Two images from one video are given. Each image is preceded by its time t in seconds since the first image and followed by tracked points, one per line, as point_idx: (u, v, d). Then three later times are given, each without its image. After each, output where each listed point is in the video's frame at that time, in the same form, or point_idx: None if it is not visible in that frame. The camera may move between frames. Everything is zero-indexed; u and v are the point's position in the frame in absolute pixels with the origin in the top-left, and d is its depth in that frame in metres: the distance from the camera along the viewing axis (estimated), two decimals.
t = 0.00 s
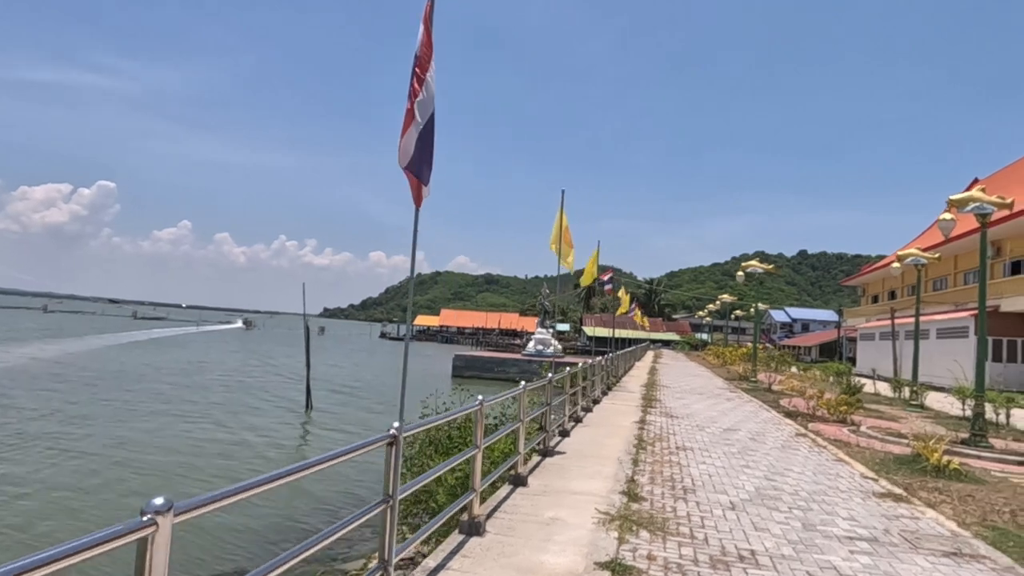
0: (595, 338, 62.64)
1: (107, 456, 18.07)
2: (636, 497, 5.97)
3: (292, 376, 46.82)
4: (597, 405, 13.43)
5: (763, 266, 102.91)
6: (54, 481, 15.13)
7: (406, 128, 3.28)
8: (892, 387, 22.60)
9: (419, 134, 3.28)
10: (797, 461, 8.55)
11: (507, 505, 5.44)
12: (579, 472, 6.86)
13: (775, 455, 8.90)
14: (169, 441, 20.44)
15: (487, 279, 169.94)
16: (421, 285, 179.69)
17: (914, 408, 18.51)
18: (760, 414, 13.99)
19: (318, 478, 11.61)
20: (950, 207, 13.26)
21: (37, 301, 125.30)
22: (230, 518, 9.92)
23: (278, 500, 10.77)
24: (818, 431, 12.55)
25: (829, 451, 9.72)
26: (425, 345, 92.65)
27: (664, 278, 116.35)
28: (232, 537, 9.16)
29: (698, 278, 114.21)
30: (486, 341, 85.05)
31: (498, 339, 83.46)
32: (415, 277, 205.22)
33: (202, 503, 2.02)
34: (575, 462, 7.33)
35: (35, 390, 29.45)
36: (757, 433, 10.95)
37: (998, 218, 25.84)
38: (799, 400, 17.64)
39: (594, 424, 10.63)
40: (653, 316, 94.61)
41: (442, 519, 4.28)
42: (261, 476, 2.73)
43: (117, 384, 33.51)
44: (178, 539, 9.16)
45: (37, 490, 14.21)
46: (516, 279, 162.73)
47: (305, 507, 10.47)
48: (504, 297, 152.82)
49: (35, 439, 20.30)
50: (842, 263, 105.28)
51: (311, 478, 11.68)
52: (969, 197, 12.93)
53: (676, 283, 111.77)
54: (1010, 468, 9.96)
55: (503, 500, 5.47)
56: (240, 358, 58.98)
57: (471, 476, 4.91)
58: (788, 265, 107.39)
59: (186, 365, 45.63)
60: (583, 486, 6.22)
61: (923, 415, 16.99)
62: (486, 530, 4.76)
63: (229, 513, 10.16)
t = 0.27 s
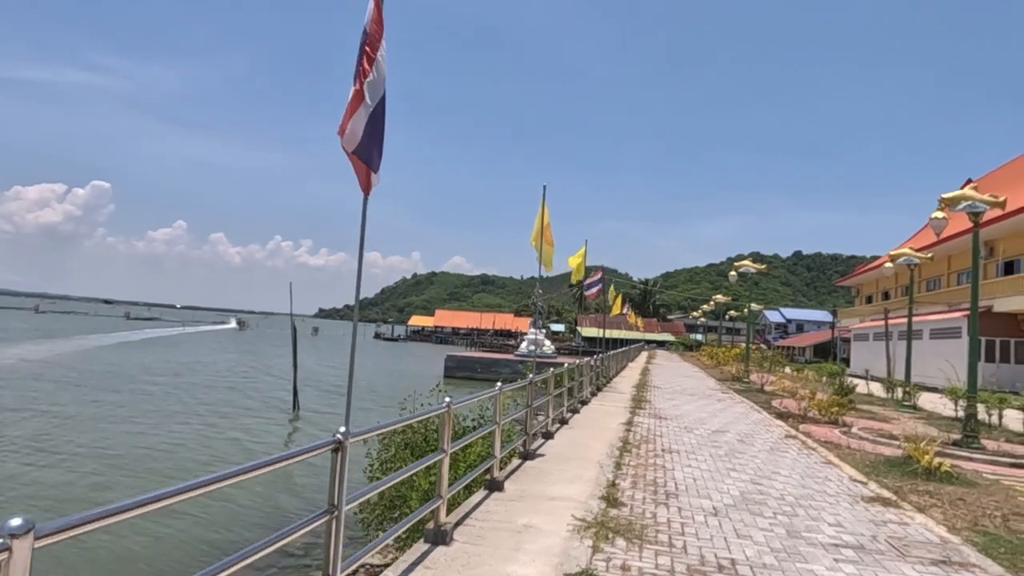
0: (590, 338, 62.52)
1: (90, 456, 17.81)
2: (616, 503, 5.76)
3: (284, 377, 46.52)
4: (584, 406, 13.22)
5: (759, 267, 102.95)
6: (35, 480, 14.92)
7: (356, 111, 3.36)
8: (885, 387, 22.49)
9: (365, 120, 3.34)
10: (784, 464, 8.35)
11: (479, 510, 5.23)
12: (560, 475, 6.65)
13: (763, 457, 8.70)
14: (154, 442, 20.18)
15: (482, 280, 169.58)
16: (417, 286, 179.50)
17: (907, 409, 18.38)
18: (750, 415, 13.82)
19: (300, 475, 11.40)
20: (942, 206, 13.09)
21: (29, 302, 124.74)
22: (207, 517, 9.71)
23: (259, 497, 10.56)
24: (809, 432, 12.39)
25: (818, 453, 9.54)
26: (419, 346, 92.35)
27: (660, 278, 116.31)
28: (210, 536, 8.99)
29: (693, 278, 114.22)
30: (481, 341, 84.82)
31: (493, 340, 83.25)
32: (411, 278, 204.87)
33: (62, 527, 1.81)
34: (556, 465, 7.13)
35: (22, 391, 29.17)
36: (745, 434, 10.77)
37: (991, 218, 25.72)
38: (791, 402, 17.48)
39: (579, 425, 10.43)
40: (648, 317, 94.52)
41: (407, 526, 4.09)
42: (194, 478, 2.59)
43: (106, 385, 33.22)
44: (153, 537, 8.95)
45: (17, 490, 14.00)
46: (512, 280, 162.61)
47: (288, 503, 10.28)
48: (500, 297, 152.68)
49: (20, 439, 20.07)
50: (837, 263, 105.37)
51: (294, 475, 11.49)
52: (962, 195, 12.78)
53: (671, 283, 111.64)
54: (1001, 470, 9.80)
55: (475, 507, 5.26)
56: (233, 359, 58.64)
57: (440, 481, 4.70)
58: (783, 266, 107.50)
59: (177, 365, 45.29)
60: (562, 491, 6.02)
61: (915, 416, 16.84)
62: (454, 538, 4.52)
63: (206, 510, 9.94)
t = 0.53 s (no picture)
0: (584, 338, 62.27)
1: (71, 455, 17.50)
2: (596, 507, 5.49)
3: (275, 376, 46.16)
4: (573, 406, 12.96)
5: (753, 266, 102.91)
6: (13, 480, 14.62)
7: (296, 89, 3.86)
8: (879, 386, 22.32)
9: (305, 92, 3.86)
10: (774, 465, 8.10)
11: (451, 515, 4.97)
12: (540, 478, 6.39)
13: (753, 458, 8.45)
14: (138, 441, 19.89)
15: (477, 279, 169.15)
16: (412, 286, 178.99)
17: (900, 409, 18.19)
18: (741, 414, 13.60)
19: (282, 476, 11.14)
20: (936, 202, 12.89)
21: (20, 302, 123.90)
22: (183, 518, 9.44)
23: (238, 495, 10.31)
24: (801, 432, 12.16)
25: (809, 454, 9.29)
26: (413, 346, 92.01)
27: (654, 278, 116.21)
28: (184, 537, 8.74)
29: (688, 278, 114.16)
30: (475, 341, 84.53)
31: (487, 339, 82.98)
32: (406, 278, 204.36)
33: None
34: (537, 467, 6.87)
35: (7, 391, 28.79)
36: (735, 435, 10.52)
37: (985, 217, 25.58)
38: (783, 401, 17.29)
39: (565, 426, 10.17)
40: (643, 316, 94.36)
41: (363, 532, 3.83)
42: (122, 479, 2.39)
43: (93, 384, 32.83)
44: (127, 539, 8.68)
45: None
46: (507, 279, 162.32)
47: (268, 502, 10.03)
48: (494, 297, 152.39)
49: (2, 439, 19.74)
50: (831, 263, 105.43)
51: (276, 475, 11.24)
52: (956, 192, 12.58)
53: (666, 283, 111.49)
54: (996, 471, 9.59)
55: (446, 511, 5.00)
56: (224, 358, 58.21)
57: (404, 484, 4.44)
58: (778, 265, 107.52)
59: (167, 365, 44.87)
60: (540, 494, 5.76)
61: (908, 415, 16.66)
62: (420, 547, 4.26)
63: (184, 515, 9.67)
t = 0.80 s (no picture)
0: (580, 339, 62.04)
1: (56, 455, 17.23)
2: (577, 518, 5.23)
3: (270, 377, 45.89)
4: (562, 409, 12.66)
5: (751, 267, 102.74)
6: None
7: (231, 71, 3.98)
8: (875, 388, 22.09)
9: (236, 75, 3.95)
10: (766, 472, 7.82)
11: (422, 529, 4.70)
12: (522, 487, 6.11)
13: (745, 465, 8.18)
14: (126, 442, 19.62)
15: (475, 279, 168.86)
16: (409, 286, 178.68)
17: (897, 411, 17.93)
18: (735, 418, 13.33)
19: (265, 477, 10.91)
20: (933, 201, 12.63)
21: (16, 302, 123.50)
22: (162, 523, 9.20)
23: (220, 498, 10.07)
24: (795, 436, 11.91)
25: (803, 460, 9.02)
26: (409, 346, 91.74)
27: (652, 279, 116.06)
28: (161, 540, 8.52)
29: (685, 279, 114.00)
30: (472, 342, 84.26)
31: (484, 340, 82.71)
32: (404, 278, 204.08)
33: None
34: (519, 475, 6.59)
35: None
36: (728, 439, 10.24)
37: (983, 217, 25.36)
38: (778, 403, 17.03)
39: (554, 430, 9.89)
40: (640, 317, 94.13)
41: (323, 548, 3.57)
42: (50, 493, 2.11)
43: (84, 385, 32.57)
44: (101, 545, 8.44)
45: None
46: (504, 280, 162.10)
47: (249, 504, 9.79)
48: (492, 297, 152.10)
49: None
50: (829, 264, 105.29)
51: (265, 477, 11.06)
52: (954, 190, 12.33)
53: (663, 284, 111.26)
54: (995, 477, 9.34)
55: (417, 525, 4.73)
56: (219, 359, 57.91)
57: (366, 500, 4.16)
58: (775, 266, 107.37)
59: (160, 365, 44.57)
60: (520, 505, 5.48)
61: (905, 418, 16.42)
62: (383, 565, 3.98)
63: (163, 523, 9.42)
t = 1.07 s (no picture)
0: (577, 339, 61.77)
1: (40, 454, 17.02)
2: (554, 526, 4.97)
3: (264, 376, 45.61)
4: (551, 410, 12.40)
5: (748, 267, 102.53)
6: None
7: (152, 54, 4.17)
8: (872, 389, 21.87)
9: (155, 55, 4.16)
10: (756, 475, 7.57)
11: (388, 538, 4.43)
12: (499, 491, 5.85)
13: (735, 468, 7.92)
14: (113, 442, 19.41)
15: (472, 280, 168.59)
16: (407, 286, 178.37)
17: (893, 412, 17.70)
18: (728, 419, 13.10)
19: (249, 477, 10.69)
20: (929, 199, 12.40)
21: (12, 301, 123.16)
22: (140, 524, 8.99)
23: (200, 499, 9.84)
24: (789, 438, 11.66)
25: (795, 463, 8.76)
26: (406, 347, 91.42)
27: (649, 279, 115.86)
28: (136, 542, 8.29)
29: (683, 279, 113.78)
30: (468, 342, 83.99)
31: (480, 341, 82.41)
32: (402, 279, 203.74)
33: None
34: (499, 479, 6.33)
35: None
36: (719, 441, 9.98)
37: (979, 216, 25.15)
38: (773, 403, 16.80)
39: (540, 431, 9.63)
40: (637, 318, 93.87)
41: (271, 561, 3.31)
42: None
43: (75, 384, 32.30)
44: (74, 548, 8.24)
45: None
46: (502, 280, 161.81)
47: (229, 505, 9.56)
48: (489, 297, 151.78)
49: None
50: (826, 265, 105.11)
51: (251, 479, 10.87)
52: (950, 187, 12.11)
53: (661, 284, 111.09)
54: (992, 480, 9.11)
55: (382, 534, 4.47)
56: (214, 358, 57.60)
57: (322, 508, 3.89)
58: (773, 267, 107.16)
59: (154, 365, 44.29)
60: (495, 512, 5.22)
61: (902, 419, 16.19)
62: None
63: (140, 528, 9.20)
